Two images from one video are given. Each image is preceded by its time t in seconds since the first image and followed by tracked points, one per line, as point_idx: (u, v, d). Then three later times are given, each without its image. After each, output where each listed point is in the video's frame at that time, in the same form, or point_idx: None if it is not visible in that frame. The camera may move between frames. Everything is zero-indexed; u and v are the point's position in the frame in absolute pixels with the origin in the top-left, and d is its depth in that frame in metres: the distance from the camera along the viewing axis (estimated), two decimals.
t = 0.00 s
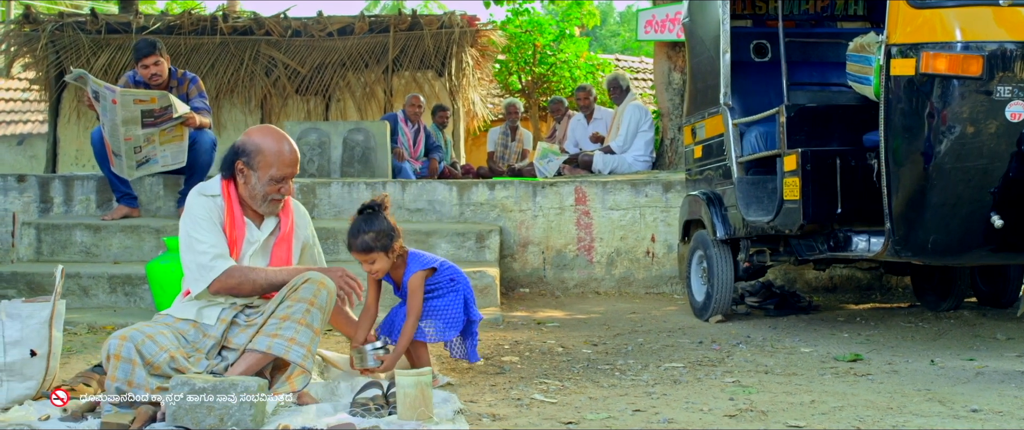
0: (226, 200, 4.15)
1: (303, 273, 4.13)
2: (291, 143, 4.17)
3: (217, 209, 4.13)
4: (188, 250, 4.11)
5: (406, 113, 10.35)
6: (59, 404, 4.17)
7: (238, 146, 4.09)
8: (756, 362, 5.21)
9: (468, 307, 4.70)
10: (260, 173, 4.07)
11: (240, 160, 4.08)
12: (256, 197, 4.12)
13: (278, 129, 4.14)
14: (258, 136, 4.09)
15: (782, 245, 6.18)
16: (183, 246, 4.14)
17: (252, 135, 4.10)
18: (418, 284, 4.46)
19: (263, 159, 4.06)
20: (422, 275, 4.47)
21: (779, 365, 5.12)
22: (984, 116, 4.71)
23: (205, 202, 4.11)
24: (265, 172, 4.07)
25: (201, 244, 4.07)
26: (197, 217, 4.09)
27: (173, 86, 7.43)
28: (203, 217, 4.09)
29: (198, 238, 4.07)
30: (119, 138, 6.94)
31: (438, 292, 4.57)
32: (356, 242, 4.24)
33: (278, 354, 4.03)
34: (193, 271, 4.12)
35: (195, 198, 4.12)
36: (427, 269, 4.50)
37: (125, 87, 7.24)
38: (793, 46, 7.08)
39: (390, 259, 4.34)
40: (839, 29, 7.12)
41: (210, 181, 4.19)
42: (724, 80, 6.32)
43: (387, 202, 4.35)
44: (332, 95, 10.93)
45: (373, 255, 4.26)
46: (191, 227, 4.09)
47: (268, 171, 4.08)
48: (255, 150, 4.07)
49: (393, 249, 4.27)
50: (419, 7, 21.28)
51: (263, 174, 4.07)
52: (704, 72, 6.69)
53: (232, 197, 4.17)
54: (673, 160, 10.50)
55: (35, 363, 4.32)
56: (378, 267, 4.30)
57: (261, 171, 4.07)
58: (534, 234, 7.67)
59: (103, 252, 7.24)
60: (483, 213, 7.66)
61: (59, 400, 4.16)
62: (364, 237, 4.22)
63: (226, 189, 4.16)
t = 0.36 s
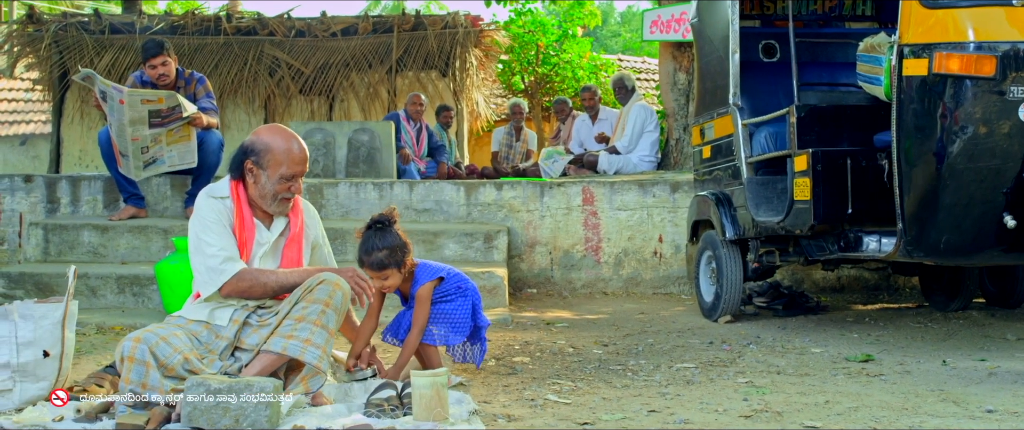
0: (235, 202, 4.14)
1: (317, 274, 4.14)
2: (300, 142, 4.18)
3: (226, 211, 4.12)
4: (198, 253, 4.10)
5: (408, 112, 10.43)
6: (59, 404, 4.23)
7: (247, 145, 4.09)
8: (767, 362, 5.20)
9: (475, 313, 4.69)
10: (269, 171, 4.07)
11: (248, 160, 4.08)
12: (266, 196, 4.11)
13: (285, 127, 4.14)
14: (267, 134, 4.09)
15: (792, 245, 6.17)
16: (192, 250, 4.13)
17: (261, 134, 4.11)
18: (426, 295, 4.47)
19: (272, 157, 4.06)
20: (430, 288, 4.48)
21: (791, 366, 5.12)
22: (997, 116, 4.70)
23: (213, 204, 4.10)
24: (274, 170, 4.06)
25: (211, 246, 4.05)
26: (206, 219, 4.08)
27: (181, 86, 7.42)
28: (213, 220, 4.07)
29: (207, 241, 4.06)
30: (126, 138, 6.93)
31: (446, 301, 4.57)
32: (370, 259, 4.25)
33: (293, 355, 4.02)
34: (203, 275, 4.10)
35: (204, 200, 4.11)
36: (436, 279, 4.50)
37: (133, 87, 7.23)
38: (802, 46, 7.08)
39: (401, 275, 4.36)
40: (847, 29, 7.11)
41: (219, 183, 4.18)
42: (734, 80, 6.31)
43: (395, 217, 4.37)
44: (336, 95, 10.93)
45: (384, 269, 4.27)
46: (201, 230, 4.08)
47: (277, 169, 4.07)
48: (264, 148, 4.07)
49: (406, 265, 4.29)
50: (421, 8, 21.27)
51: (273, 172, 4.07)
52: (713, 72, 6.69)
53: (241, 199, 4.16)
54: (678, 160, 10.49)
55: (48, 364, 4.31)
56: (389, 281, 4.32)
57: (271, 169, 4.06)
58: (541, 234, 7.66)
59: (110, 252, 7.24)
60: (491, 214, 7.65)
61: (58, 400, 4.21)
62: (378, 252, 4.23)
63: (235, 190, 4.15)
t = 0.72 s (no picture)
0: (242, 201, 4.14)
1: (328, 273, 4.13)
2: (303, 138, 4.21)
3: (234, 210, 4.12)
4: (208, 253, 4.09)
5: (410, 112, 10.44)
6: (60, 404, 4.19)
7: (251, 143, 4.11)
8: (778, 362, 5.21)
9: (485, 310, 4.67)
10: (275, 167, 4.09)
11: (253, 157, 4.10)
12: (274, 193, 4.12)
13: (288, 124, 4.18)
14: (270, 130, 4.12)
15: (802, 245, 6.16)
16: (201, 252, 4.12)
17: (264, 131, 4.14)
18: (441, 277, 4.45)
19: (277, 152, 4.09)
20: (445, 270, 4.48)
21: (802, 366, 5.11)
22: (1009, 117, 4.69)
23: (221, 204, 4.09)
24: (280, 165, 4.09)
25: (221, 246, 4.04)
26: (214, 219, 4.07)
27: (188, 87, 7.41)
28: (221, 219, 4.07)
29: (217, 240, 4.05)
30: (133, 139, 6.91)
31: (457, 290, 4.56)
32: (375, 232, 4.23)
33: (306, 354, 4.01)
34: (214, 275, 4.09)
35: (211, 201, 4.10)
36: (448, 263, 4.50)
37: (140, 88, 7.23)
38: (810, 46, 7.07)
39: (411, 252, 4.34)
40: (855, 29, 7.10)
41: (224, 185, 4.18)
42: (742, 80, 6.30)
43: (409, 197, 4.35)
44: (339, 96, 10.85)
45: (391, 243, 4.24)
46: (209, 230, 4.07)
47: (283, 163, 4.10)
48: (269, 144, 4.10)
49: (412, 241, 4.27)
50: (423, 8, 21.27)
51: (279, 167, 4.09)
52: (721, 73, 6.68)
53: (248, 198, 4.16)
54: (683, 161, 10.39)
55: (60, 364, 4.30)
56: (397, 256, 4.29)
57: (277, 164, 4.08)
58: (548, 234, 7.65)
59: (118, 253, 7.24)
60: (498, 214, 7.65)
61: (59, 400, 4.17)
62: (387, 226, 4.22)
63: (241, 190, 4.16)
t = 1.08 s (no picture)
0: (253, 198, 4.11)
1: (340, 272, 4.13)
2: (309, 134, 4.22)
3: (246, 208, 4.08)
4: (223, 252, 4.05)
5: (415, 112, 10.40)
6: (59, 404, 4.22)
7: (258, 141, 4.11)
8: (788, 362, 5.20)
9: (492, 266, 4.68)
10: (285, 164, 4.09)
11: (262, 155, 4.10)
12: (284, 189, 4.12)
13: (294, 120, 4.19)
14: (277, 127, 4.13)
15: (809, 245, 6.19)
16: (216, 251, 4.07)
17: (272, 129, 4.14)
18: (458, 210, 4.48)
19: (286, 149, 4.10)
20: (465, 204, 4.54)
21: (812, 366, 5.10)
22: (1019, 117, 4.69)
23: (232, 203, 4.05)
24: (290, 161, 4.09)
25: (238, 243, 4.01)
26: (228, 218, 4.04)
27: (193, 86, 7.41)
28: (236, 217, 4.03)
29: (233, 238, 4.02)
30: (137, 140, 6.90)
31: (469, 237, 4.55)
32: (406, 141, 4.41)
33: (317, 354, 4.00)
34: (230, 273, 4.05)
35: (223, 199, 4.06)
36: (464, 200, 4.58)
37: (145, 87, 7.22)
38: (816, 46, 7.07)
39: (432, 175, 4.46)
40: (861, 29, 7.10)
41: (233, 183, 4.14)
42: (750, 80, 6.30)
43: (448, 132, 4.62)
44: (342, 95, 10.82)
45: (420, 156, 4.39)
46: (224, 229, 4.03)
47: (292, 160, 4.10)
48: (277, 141, 4.11)
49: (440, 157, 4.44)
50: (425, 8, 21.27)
51: (289, 164, 4.09)
52: (728, 72, 6.68)
53: (258, 195, 4.13)
54: (687, 159, 10.43)
55: (71, 364, 4.28)
56: (424, 170, 4.42)
57: (287, 161, 4.09)
58: (554, 234, 7.65)
59: (123, 252, 7.23)
60: (504, 214, 7.64)
61: (59, 400, 4.20)
62: (421, 138, 4.41)
63: (252, 187, 4.13)
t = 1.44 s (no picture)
0: (265, 199, 4.11)
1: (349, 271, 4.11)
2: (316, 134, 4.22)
3: (258, 208, 4.09)
4: (238, 251, 4.04)
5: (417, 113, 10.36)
6: (59, 404, 4.20)
7: (265, 143, 4.11)
8: (797, 363, 5.20)
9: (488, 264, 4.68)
10: (292, 164, 4.08)
11: (269, 157, 4.09)
12: (292, 190, 4.11)
13: (300, 121, 4.18)
14: (283, 129, 4.12)
15: (816, 246, 6.19)
16: (230, 251, 4.07)
17: (278, 130, 4.14)
18: (461, 193, 4.50)
19: (292, 150, 4.09)
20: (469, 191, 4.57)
21: (821, 367, 5.10)
22: None
23: (244, 202, 4.06)
24: (297, 161, 4.08)
25: (253, 241, 4.00)
26: (240, 218, 4.04)
27: (199, 87, 7.40)
28: (248, 217, 4.03)
29: (247, 236, 4.01)
30: (145, 138, 6.85)
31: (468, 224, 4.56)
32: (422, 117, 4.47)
33: (328, 353, 3.98)
34: (246, 272, 4.04)
35: (234, 200, 4.07)
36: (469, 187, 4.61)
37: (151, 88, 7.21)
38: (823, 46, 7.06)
39: (445, 154, 4.52)
40: (868, 30, 7.09)
41: (243, 185, 4.15)
42: (757, 81, 6.31)
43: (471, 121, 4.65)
44: (345, 96, 10.82)
45: (434, 133, 4.45)
46: (237, 229, 4.03)
47: (299, 160, 4.09)
48: (283, 142, 4.10)
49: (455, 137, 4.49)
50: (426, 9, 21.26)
51: (296, 164, 4.09)
52: (735, 73, 6.67)
53: (270, 195, 4.14)
54: (691, 160, 10.41)
55: (82, 365, 4.29)
56: (437, 148, 4.48)
57: (293, 161, 4.08)
58: (560, 235, 7.64)
59: (130, 253, 7.22)
60: (510, 214, 7.63)
61: (59, 400, 4.19)
62: (437, 116, 4.45)
63: (262, 188, 4.13)
